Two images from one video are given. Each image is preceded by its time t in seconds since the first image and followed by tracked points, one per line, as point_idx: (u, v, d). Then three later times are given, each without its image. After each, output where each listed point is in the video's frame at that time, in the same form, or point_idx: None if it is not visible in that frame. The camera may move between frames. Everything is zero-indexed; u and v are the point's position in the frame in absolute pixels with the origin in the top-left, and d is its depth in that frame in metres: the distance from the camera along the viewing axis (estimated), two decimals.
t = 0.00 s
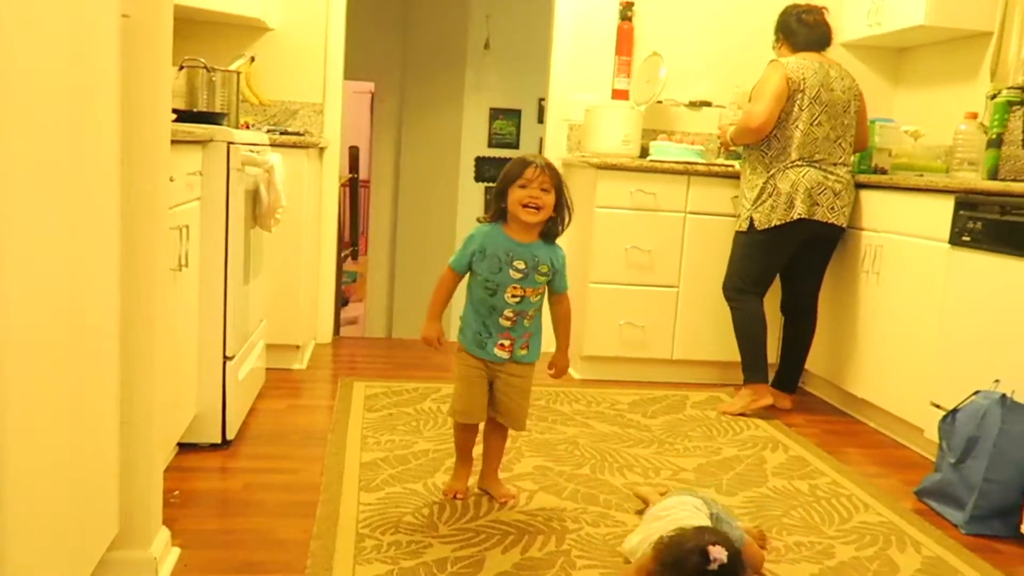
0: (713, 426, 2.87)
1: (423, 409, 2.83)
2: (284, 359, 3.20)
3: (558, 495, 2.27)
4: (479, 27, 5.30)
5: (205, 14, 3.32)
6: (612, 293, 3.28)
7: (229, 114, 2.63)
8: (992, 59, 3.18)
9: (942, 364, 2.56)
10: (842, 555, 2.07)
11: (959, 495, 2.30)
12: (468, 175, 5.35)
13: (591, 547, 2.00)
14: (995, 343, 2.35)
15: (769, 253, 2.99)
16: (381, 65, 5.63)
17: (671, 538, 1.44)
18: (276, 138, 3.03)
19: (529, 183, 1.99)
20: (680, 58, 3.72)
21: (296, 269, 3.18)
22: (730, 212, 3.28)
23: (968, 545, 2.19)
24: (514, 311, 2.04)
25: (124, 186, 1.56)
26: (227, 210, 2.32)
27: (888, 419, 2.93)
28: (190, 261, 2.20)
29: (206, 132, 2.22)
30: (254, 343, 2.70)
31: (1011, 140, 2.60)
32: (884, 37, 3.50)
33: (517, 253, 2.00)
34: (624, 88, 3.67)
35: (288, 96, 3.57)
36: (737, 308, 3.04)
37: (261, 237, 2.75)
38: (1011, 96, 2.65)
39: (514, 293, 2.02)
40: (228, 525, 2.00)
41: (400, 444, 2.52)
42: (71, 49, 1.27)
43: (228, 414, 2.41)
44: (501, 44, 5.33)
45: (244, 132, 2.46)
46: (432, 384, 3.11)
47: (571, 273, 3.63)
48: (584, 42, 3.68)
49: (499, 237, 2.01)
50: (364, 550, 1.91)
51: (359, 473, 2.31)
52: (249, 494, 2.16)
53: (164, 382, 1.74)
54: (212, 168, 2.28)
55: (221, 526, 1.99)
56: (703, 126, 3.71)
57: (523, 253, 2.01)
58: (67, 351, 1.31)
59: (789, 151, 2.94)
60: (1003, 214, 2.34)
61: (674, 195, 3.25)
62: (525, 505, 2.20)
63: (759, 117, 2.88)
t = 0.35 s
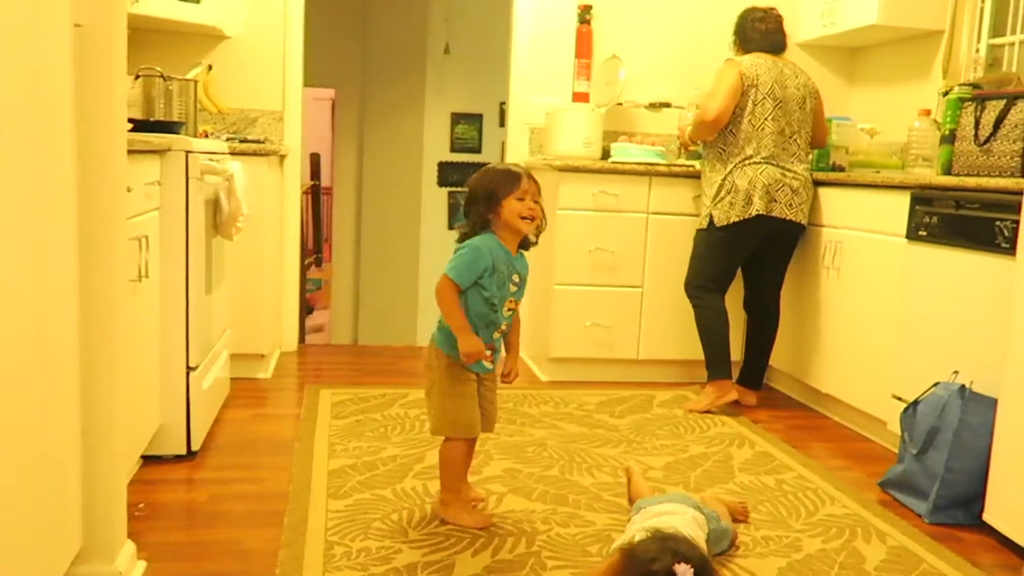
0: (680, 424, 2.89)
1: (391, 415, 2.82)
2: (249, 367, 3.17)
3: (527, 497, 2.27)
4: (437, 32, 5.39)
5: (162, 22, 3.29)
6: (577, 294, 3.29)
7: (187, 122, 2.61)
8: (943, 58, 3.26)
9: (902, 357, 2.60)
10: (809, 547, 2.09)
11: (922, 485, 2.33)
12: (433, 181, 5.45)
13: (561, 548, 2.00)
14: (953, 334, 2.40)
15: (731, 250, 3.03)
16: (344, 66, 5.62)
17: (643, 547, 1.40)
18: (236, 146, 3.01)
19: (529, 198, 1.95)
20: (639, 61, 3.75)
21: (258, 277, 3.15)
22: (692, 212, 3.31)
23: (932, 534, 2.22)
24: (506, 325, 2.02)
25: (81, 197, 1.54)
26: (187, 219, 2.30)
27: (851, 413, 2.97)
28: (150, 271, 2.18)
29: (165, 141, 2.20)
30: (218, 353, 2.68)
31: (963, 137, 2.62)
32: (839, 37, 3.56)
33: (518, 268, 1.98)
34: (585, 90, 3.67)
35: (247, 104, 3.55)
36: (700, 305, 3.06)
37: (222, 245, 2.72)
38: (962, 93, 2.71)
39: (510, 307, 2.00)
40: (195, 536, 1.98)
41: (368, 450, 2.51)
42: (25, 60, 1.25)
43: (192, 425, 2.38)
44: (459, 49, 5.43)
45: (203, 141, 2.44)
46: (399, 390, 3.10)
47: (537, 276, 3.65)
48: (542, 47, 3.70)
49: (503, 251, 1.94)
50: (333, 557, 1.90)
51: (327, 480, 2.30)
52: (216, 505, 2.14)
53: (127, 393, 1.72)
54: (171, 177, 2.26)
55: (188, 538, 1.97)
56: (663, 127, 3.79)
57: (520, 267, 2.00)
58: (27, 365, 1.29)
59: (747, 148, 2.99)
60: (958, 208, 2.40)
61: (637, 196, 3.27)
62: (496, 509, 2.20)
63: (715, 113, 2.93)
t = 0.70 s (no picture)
0: (666, 429, 2.89)
1: (376, 425, 2.80)
2: (232, 379, 3.15)
3: (514, 505, 2.27)
4: (417, 40, 5.40)
5: (139, 34, 3.28)
6: (561, 300, 3.29)
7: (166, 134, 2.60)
8: (919, 61, 3.30)
9: (885, 359, 2.62)
10: (796, 550, 2.09)
11: (907, 486, 2.34)
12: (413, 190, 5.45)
13: (549, 555, 2.00)
14: (934, 335, 2.41)
15: (711, 252, 3.04)
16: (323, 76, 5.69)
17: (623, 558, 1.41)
18: (215, 157, 2.99)
19: (556, 251, 2.00)
20: (619, 67, 3.77)
21: (240, 288, 3.14)
22: (673, 217, 3.32)
23: (918, 534, 2.23)
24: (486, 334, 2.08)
25: (57, 209, 1.52)
26: (167, 230, 2.28)
27: (835, 415, 2.98)
28: (130, 284, 2.16)
29: (144, 152, 2.19)
30: (201, 365, 2.66)
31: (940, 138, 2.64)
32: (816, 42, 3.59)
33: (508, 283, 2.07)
34: (565, 97, 3.70)
35: (227, 114, 3.54)
36: (683, 308, 3.07)
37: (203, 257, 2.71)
38: (939, 95, 2.74)
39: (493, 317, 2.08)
40: (179, 550, 1.96)
41: (353, 460, 2.50)
42: None
43: (175, 438, 2.36)
44: (439, 57, 5.43)
45: (182, 152, 2.43)
46: (384, 399, 3.09)
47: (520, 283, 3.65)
48: (521, 54, 3.69)
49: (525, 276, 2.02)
50: (319, 569, 1.89)
51: (312, 491, 2.28)
52: (200, 518, 2.12)
53: (107, 407, 1.70)
54: (150, 189, 2.25)
55: (171, 552, 1.94)
56: (643, 133, 3.79)
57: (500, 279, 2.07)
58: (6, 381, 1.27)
59: (728, 148, 3.01)
60: (937, 210, 2.42)
61: (619, 201, 3.28)
62: (483, 517, 2.19)
63: (693, 111, 2.96)
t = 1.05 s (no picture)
0: (651, 438, 2.90)
1: (361, 441, 2.80)
2: (217, 398, 3.15)
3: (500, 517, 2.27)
4: (397, 60, 5.55)
5: (117, 56, 3.30)
6: (544, 312, 3.30)
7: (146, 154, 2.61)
8: (893, 67, 3.34)
9: (866, 363, 2.64)
10: (782, 555, 2.10)
11: (891, 488, 2.35)
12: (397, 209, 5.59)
13: (535, 566, 1.99)
14: (912, 338, 2.44)
15: (693, 261, 3.06)
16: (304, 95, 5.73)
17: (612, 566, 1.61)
18: (196, 177, 3.00)
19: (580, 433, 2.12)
20: (597, 80, 3.81)
21: (223, 306, 3.14)
22: (654, 227, 3.35)
23: (903, 536, 2.23)
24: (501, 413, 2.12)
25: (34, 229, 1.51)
26: (147, 250, 2.29)
27: (820, 420, 3.00)
28: (111, 304, 2.17)
29: (123, 173, 2.20)
30: (184, 385, 2.66)
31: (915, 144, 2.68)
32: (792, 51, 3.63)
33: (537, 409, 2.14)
34: (544, 111, 3.69)
35: (207, 135, 3.55)
36: (666, 317, 3.08)
37: (185, 276, 2.71)
38: (913, 101, 2.78)
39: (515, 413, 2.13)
40: (164, 570, 1.95)
41: (339, 477, 2.49)
42: None
43: (159, 459, 2.36)
44: (418, 76, 5.58)
45: (162, 172, 2.44)
46: (369, 415, 3.09)
47: (503, 296, 3.66)
48: (500, 70, 3.73)
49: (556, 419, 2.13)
50: None
51: (298, 509, 2.28)
52: (185, 538, 2.11)
53: (89, 428, 1.68)
54: (129, 209, 2.26)
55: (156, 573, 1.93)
56: (622, 145, 3.83)
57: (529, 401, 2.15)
58: None
59: (708, 155, 3.04)
60: (913, 214, 2.44)
61: (599, 213, 3.30)
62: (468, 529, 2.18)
63: (676, 121, 2.97)
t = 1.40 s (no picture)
0: (646, 443, 2.90)
1: (356, 449, 2.80)
2: (210, 408, 3.14)
3: (496, 524, 2.26)
4: (388, 68, 5.56)
5: (107, 66, 3.30)
6: (538, 318, 3.31)
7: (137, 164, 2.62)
8: (882, 70, 3.36)
9: (859, 364, 2.65)
10: (779, 558, 2.10)
11: (886, 490, 2.36)
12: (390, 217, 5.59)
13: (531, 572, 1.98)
14: (905, 340, 2.45)
15: (686, 265, 3.07)
16: (295, 104, 5.75)
17: (613, 570, 1.64)
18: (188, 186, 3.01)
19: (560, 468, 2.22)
20: (588, 85, 3.82)
21: (216, 315, 3.14)
22: (646, 232, 3.36)
23: (898, 537, 2.23)
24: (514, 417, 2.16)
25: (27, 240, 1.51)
26: (139, 261, 2.29)
27: (813, 422, 3.01)
28: (103, 314, 2.16)
29: (114, 183, 2.20)
30: (178, 395, 2.65)
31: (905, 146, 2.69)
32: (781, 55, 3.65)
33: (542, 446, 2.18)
34: (535, 117, 3.72)
35: (198, 144, 3.55)
36: (659, 320, 3.10)
37: (178, 286, 2.71)
38: (903, 103, 2.80)
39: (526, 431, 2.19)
40: None
41: (334, 485, 2.49)
42: None
43: (153, 469, 2.35)
44: (409, 84, 5.59)
45: (154, 182, 2.44)
46: (363, 423, 3.08)
47: (496, 302, 3.66)
48: (490, 77, 3.74)
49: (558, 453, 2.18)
50: None
51: (293, 517, 2.27)
52: (180, 548, 2.10)
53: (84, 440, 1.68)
54: (122, 219, 2.26)
55: None
56: (613, 150, 3.85)
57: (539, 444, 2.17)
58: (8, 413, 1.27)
59: (705, 163, 3.03)
60: (905, 215, 2.45)
61: (592, 218, 3.31)
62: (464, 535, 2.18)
63: (684, 126, 2.94)
